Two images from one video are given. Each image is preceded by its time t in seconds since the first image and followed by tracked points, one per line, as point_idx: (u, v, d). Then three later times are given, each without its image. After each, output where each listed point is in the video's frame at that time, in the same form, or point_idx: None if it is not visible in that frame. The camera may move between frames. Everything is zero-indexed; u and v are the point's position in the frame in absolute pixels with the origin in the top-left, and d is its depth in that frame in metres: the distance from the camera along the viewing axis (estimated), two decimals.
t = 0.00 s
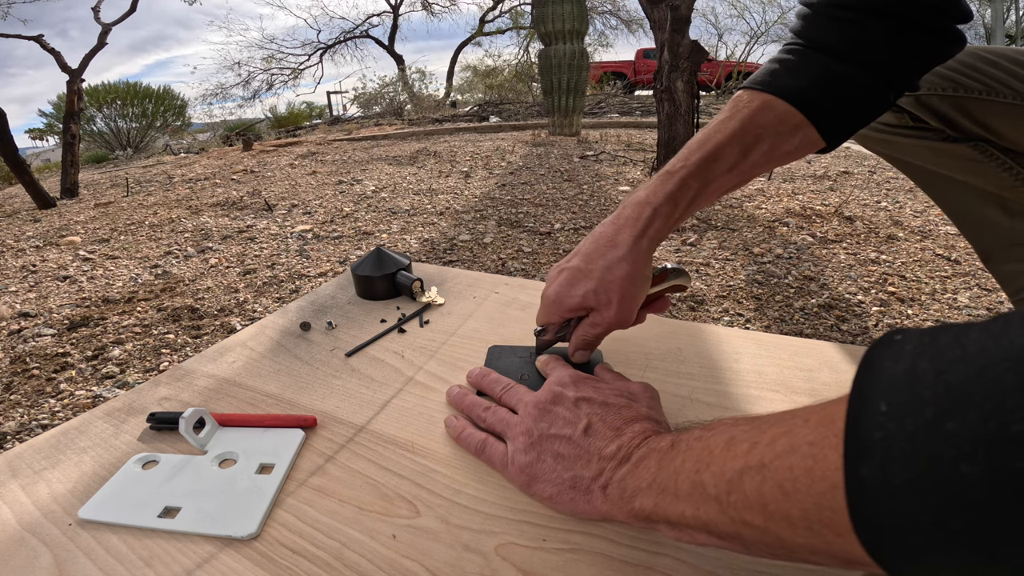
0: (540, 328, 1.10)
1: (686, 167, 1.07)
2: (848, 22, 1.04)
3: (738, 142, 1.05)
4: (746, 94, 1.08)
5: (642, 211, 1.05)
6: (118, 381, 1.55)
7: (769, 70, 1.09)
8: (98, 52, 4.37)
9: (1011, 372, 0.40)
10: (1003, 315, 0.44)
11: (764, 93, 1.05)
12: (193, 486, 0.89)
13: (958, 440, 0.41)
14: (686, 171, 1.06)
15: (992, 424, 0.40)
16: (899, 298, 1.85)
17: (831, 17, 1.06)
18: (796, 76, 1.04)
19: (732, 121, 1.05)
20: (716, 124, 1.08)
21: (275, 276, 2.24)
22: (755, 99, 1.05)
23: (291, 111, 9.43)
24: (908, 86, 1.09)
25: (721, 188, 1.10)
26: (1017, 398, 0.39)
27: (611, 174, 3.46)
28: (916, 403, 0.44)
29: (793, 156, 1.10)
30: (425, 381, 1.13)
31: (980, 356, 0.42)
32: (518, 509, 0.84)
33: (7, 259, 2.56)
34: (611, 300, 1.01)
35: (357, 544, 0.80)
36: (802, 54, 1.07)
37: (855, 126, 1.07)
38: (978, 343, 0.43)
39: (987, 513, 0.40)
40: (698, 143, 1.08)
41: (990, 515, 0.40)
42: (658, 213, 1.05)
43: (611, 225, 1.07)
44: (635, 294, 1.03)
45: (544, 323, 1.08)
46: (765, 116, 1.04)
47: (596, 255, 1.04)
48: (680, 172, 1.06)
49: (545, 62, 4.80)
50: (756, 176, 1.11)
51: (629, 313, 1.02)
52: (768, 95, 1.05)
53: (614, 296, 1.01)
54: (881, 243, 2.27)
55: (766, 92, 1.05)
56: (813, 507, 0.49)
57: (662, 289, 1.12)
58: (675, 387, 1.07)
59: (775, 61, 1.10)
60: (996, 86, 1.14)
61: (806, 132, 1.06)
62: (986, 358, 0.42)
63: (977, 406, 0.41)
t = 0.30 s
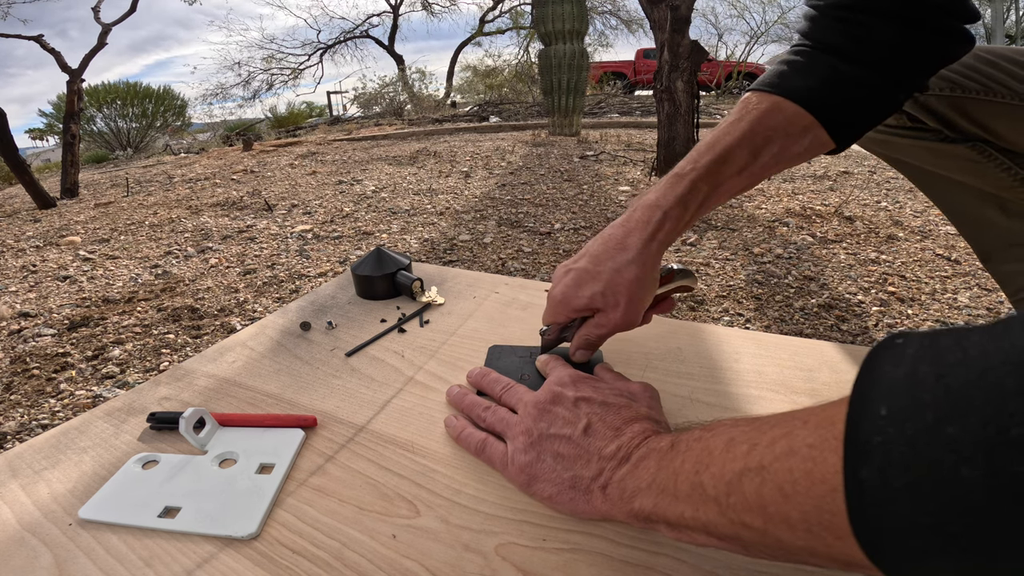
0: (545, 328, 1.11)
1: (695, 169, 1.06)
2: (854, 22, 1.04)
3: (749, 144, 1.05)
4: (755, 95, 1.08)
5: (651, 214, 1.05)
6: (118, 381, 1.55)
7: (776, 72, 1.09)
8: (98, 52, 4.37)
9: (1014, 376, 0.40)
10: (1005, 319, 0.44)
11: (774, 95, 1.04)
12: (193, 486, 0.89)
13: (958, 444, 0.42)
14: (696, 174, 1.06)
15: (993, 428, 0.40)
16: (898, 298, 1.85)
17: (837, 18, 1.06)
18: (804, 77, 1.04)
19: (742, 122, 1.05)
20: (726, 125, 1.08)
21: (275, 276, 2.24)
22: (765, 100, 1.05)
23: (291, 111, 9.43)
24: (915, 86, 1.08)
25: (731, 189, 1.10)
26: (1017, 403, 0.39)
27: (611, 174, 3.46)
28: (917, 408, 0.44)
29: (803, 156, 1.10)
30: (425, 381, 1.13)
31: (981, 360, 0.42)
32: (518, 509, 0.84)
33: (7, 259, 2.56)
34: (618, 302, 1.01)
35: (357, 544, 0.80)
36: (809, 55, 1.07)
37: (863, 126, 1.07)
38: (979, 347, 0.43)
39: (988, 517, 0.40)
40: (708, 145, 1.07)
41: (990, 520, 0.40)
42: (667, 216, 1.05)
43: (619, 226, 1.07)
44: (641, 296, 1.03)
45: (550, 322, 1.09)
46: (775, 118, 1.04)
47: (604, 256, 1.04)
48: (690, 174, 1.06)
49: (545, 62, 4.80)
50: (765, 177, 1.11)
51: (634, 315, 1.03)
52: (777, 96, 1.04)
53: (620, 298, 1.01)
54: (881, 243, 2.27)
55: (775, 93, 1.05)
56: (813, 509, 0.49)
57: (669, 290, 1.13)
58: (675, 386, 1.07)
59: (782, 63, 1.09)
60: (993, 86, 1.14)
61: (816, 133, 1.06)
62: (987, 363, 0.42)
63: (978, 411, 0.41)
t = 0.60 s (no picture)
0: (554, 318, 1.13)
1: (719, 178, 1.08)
2: (872, 27, 1.03)
3: (772, 152, 1.05)
4: (779, 106, 1.09)
5: (677, 221, 1.07)
6: (119, 380, 1.55)
7: (796, 80, 1.09)
8: (98, 52, 4.37)
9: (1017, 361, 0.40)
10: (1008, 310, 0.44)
11: (796, 103, 1.06)
12: (194, 485, 0.89)
13: (962, 428, 0.41)
14: (719, 183, 1.07)
15: (996, 412, 0.40)
16: (899, 298, 1.85)
17: (855, 22, 1.05)
18: (817, 85, 1.04)
19: (766, 131, 1.06)
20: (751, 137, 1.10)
21: (275, 276, 2.24)
22: (789, 109, 1.06)
23: (291, 110, 9.43)
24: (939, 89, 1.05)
25: (756, 201, 1.10)
26: (1020, 385, 0.40)
27: (612, 173, 3.46)
28: (922, 395, 0.44)
29: (830, 166, 1.09)
30: (426, 380, 1.13)
31: (984, 348, 0.42)
32: (519, 508, 0.84)
33: (8, 258, 2.56)
34: (633, 298, 1.02)
35: (357, 543, 0.80)
36: (825, 63, 1.06)
37: (881, 133, 1.06)
38: (983, 336, 0.43)
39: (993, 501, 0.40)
40: (733, 156, 1.09)
41: (995, 504, 0.40)
42: (691, 222, 1.06)
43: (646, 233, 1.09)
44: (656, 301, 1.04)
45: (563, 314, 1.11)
46: (797, 127, 1.05)
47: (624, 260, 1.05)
48: (715, 183, 1.08)
49: (545, 61, 4.80)
50: (793, 188, 1.11)
51: (645, 319, 1.03)
52: (798, 105, 1.05)
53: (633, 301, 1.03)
54: (881, 242, 2.26)
55: (796, 102, 1.06)
56: (821, 502, 0.49)
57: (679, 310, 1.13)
58: (675, 385, 1.07)
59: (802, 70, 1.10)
60: (999, 84, 1.13)
61: (840, 140, 1.05)
62: (989, 350, 0.42)
63: (981, 395, 0.41)
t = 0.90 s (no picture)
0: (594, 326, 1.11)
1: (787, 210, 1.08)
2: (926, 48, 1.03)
3: (838, 181, 1.04)
4: (840, 133, 1.08)
5: (736, 251, 1.07)
6: (120, 379, 1.55)
7: (855, 108, 1.09)
8: (98, 51, 4.37)
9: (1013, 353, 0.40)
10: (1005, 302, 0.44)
11: (859, 132, 1.05)
12: (195, 485, 0.89)
13: (960, 420, 0.42)
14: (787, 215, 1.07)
15: (994, 405, 0.40)
16: (900, 297, 1.85)
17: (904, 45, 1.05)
18: (881, 110, 1.04)
19: (829, 161, 1.06)
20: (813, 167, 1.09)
21: (276, 275, 2.24)
22: (853, 137, 1.05)
23: (292, 110, 9.43)
24: (997, 103, 1.05)
25: (822, 231, 1.08)
26: (1019, 377, 0.40)
27: (613, 172, 3.46)
28: (921, 388, 0.44)
29: (894, 194, 1.07)
30: (426, 380, 1.13)
31: (985, 340, 0.42)
32: (520, 507, 0.84)
33: (8, 258, 2.56)
34: (686, 321, 1.04)
35: (358, 542, 0.80)
36: (885, 88, 1.06)
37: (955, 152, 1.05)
38: (979, 331, 0.43)
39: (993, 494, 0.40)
40: (796, 187, 1.09)
41: (998, 495, 0.40)
42: (755, 253, 1.06)
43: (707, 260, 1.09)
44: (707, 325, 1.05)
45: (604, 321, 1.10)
46: (863, 155, 1.04)
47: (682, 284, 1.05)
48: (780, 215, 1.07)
49: (545, 60, 4.80)
50: (858, 216, 1.09)
51: (694, 341, 1.05)
52: (863, 133, 1.04)
53: (686, 324, 1.04)
54: (882, 241, 2.26)
55: (859, 130, 1.05)
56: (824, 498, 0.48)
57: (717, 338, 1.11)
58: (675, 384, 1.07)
59: (859, 97, 1.10)
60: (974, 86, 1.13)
61: (905, 165, 1.04)
62: (989, 344, 0.42)
63: (981, 388, 0.41)
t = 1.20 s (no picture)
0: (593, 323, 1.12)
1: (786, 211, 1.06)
2: (946, 40, 1.02)
3: (841, 182, 1.02)
4: (843, 134, 1.07)
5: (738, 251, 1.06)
6: (121, 378, 1.55)
7: (862, 102, 1.08)
8: (99, 50, 4.38)
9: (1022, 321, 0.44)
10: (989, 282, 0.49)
11: (864, 132, 1.03)
12: (195, 482, 0.89)
13: (991, 394, 0.43)
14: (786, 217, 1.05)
15: None
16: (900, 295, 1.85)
17: (921, 36, 1.04)
18: (891, 104, 1.03)
19: (831, 163, 1.05)
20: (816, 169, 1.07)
21: (277, 273, 2.25)
22: (857, 138, 1.04)
23: (293, 109, 9.44)
24: (1005, 96, 1.05)
25: (821, 238, 1.06)
26: None
27: (613, 171, 3.46)
28: (947, 372, 0.46)
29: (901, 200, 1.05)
30: (426, 377, 1.13)
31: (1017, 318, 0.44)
32: (519, 505, 0.84)
33: (10, 257, 2.57)
34: (683, 323, 1.04)
35: (358, 540, 0.80)
36: (894, 80, 1.05)
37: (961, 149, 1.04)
38: (980, 308, 0.47)
39: None
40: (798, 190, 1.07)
41: None
42: (755, 254, 1.05)
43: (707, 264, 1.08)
44: (704, 329, 1.05)
45: (602, 319, 1.11)
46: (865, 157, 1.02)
47: (676, 286, 1.05)
48: (779, 218, 1.06)
49: (546, 59, 4.80)
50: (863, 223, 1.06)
51: (689, 344, 1.05)
52: (865, 133, 1.03)
53: (682, 326, 1.04)
54: (883, 240, 2.26)
55: (863, 129, 1.04)
56: (862, 499, 0.48)
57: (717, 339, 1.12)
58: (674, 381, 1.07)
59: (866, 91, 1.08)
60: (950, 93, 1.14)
61: (901, 170, 1.02)
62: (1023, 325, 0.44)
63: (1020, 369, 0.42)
